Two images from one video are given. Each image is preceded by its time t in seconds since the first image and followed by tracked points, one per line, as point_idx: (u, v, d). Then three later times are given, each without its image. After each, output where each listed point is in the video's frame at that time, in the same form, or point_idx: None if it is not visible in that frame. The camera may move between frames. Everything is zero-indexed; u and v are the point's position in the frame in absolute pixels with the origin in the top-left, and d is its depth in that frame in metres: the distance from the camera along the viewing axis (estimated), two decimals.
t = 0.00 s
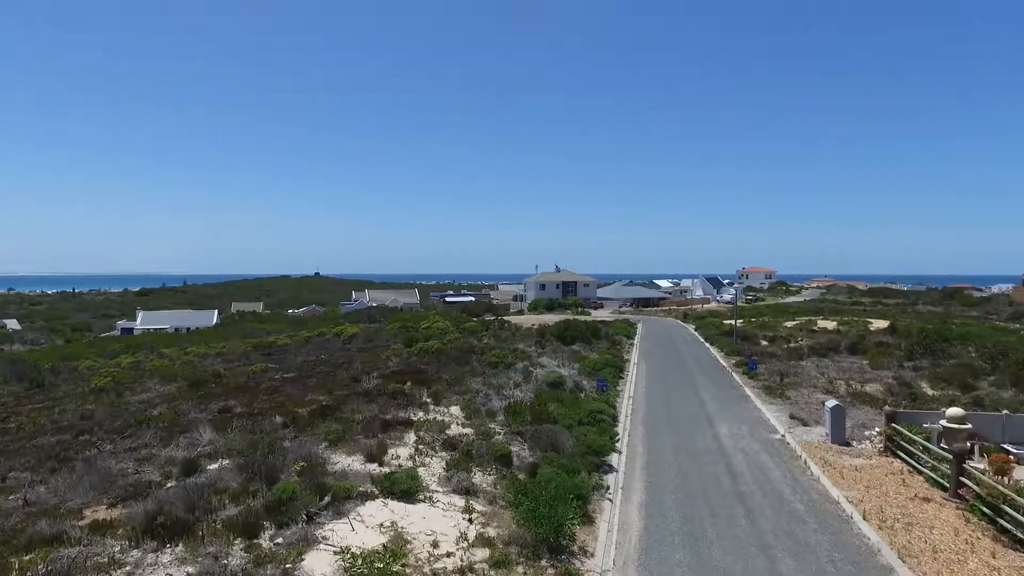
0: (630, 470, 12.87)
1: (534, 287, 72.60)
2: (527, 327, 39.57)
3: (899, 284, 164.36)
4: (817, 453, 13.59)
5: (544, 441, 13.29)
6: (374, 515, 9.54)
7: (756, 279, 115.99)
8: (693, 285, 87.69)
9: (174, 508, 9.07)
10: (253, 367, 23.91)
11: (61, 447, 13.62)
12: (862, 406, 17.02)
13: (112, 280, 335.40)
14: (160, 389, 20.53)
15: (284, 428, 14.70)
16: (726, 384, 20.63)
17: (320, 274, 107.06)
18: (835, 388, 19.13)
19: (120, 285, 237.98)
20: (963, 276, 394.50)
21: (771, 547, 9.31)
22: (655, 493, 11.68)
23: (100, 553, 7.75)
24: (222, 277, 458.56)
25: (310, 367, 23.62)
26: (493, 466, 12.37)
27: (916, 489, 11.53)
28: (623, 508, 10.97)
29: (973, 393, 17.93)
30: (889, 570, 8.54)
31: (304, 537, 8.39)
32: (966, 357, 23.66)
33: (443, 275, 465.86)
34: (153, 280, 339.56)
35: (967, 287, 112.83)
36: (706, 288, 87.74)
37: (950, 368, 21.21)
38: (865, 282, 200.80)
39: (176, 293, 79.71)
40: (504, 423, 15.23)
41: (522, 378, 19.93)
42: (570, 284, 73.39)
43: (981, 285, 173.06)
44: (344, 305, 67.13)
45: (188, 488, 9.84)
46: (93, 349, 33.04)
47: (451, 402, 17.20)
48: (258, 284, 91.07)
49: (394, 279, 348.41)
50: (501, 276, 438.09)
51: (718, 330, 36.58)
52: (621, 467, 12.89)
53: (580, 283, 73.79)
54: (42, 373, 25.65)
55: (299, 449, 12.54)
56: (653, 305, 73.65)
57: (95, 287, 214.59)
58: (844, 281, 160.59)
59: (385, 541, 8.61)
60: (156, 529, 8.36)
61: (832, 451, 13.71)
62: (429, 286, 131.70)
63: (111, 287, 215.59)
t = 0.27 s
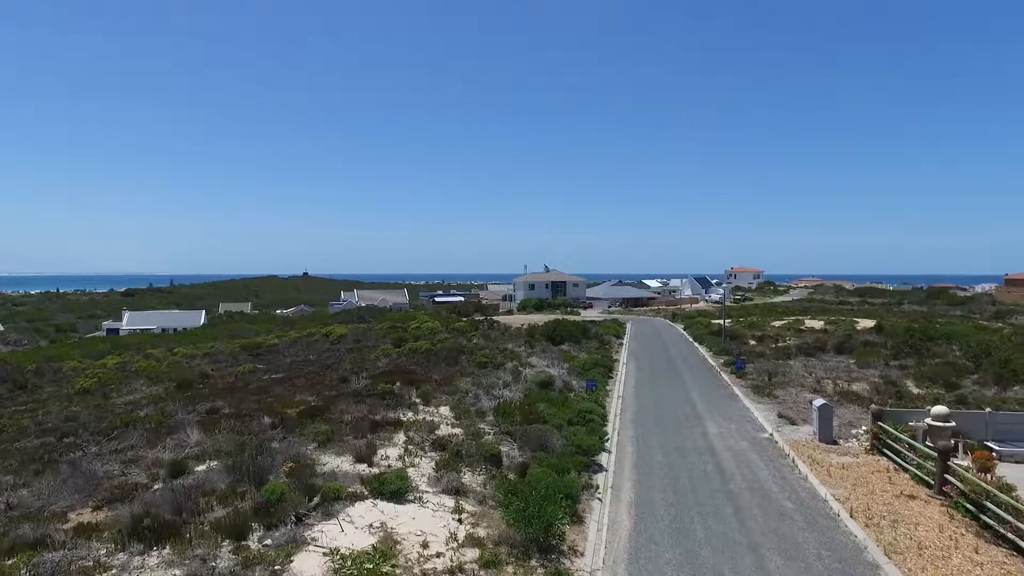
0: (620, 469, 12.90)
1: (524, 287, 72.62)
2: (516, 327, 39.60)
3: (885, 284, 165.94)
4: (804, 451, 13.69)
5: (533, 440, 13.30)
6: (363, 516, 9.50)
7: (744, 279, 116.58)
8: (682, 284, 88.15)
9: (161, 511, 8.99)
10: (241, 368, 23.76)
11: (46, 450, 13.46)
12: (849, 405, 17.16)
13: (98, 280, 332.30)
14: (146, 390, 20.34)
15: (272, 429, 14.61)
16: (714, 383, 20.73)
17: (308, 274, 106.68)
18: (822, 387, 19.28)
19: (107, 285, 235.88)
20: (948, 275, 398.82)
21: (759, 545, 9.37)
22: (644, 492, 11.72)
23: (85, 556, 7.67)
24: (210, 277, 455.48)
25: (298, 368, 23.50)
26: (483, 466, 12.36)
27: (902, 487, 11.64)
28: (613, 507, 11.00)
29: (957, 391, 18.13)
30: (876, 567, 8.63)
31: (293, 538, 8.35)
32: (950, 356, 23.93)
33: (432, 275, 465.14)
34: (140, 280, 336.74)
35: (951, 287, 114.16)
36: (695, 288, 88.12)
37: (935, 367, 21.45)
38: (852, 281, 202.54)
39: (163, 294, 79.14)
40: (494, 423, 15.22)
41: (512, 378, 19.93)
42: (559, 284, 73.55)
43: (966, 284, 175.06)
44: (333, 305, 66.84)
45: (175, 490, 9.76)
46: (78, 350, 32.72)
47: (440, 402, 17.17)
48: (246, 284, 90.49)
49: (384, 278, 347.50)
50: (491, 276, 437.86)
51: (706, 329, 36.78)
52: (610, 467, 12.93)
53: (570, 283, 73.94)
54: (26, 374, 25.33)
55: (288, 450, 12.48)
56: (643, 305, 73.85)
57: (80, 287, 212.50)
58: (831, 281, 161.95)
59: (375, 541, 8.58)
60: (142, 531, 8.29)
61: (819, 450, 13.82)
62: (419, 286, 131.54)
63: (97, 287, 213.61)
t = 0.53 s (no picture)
0: (608, 468, 12.93)
1: (513, 287, 72.62)
2: (505, 327, 39.61)
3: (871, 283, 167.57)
4: (791, 450, 13.78)
5: (522, 440, 13.30)
6: (351, 516, 9.46)
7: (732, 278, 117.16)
8: (670, 284, 88.56)
9: (146, 513, 8.90)
10: (227, 368, 23.58)
11: (28, 452, 13.29)
12: (835, 404, 17.32)
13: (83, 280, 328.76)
14: (131, 392, 20.13)
15: (259, 430, 14.52)
16: (701, 382, 20.85)
17: (296, 274, 106.18)
18: (808, 386, 19.44)
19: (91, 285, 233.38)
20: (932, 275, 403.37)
21: (746, 543, 9.43)
22: (632, 491, 11.75)
23: (68, 560, 7.58)
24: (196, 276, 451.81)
25: (285, 368, 23.37)
26: (472, 466, 12.35)
27: (887, 484, 11.75)
28: (601, 506, 11.03)
29: (941, 389, 18.36)
30: (860, 563, 8.71)
31: (280, 540, 8.30)
32: (934, 355, 24.22)
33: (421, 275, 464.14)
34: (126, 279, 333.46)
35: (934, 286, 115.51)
36: (683, 288, 88.46)
37: (919, 365, 21.69)
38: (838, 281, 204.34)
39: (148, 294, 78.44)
40: (482, 423, 15.21)
41: (500, 378, 19.92)
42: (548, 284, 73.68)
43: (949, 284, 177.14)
44: (321, 305, 66.53)
45: (160, 492, 9.67)
46: (61, 351, 32.33)
47: (429, 402, 17.13)
48: (232, 284, 89.84)
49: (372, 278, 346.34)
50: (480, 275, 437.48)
51: (693, 329, 36.99)
52: (598, 466, 12.96)
53: (558, 283, 74.06)
54: (7, 376, 24.99)
55: (275, 451, 12.40)
56: (631, 305, 74.00)
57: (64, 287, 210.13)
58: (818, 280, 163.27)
59: (363, 542, 8.55)
60: (127, 534, 8.20)
61: (805, 448, 13.93)
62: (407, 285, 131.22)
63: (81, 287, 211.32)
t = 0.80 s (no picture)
0: (598, 467, 12.97)
1: (503, 286, 72.60)
2: (494, 326, 39.62)
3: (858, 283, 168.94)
4: (779, 448, 13.87)
5: (511, 440, 13.30)
6: (340, 517, 9.41)
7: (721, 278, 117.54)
8: (659, 284, 88.93)
9: (133, 515, 8.82)
10: (216, 369, 23.43)
11: (12, 454, 13.13)
12: (822, 402, 17.45)
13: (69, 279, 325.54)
14: (117, 393, 19.95)
15: (248, 431, 14.43)
16: (690, 381, 20.94)
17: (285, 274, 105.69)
18: (796, 384, 19.58)
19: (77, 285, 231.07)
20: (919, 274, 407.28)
21: (735, 541, 9.48)
22: (622, 490, 11.78)
23: (53, 564, 7.49)
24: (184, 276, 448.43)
25: (274, 369, 23.25)
26: (461, 466, 12.33)
27: (874, 481, 11.86)
28: (591, 505, 11.05)
29: (926, 387, 18.55)
30: (848, 560, 8.78)
31: (269, 541, 8.25)
32: (919, 353, 24.47)
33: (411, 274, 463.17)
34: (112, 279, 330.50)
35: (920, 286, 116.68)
36: (672, 288, 88.73)
37: (904, 364, 21.90)
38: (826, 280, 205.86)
39: (135, 294, 77.80)
40: (472, 423, 15.19)
41: (490, 377, 19.90)
42: (537, 284, 73.69)
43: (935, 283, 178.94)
44: (310, 305, 66.24)
45: (147, 493, 9.58)
46: (45, 352, 31.96)
47: (418, 402, 17.09)
48: (220, 284, 89.31)
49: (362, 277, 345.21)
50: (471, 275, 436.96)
51: (682, 328, 37.16)
52: (588, 465, 12.98)
53: (548, 283, 74.17)
54: None
55: (264, 452, 12.32)
56: (620, 304, 74.06)
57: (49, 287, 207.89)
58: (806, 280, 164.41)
59: (352, 543, 8.51)
60: (113, 537, 8.12)
61: (793, 446, 14.01)
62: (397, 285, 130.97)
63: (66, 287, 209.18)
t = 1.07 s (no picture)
0: (586, 466, 12.99)
1: (492, 286, 72.61)
2: (483, 326, 39.63)
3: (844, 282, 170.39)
4: (766, 446, 13.96)
5: (500, 439, 13.29)
6: (328, 518, 9.36)
7: (709, 277, 117.89)
8: (647, 283, 89.29)
9: (117, 518, 8.72)
10: (202, 369, 23.23)
11: None
12: (809, 400, 17.58)
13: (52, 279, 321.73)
14: (101, 393, 19.73)
15: (234, 431, 14.32)
16: (678, 380, 21.02)
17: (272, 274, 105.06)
18: (783, 383, 19.71)
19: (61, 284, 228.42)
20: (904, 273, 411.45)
21: (723, 539, 9.53)
22: (611, 489, 11.80)
23: (35, 567, 7.39)
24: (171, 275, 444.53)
25: (261, 369, 23.08)
26: (450, 466, 12.29)
27: (859, 478, 11.96)
28: (580, 504, 11.07)
29: (910, 385, 18.75)
30: (834, 556, 8.84)
31: (256, 542, 8.19)
32: (904, 351, 24.73)
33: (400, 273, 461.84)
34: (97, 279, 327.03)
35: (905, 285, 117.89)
36: (661, 288, 89.03)
37: (889, 362, 22.11)
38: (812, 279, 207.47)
39: (120, 294, 77.04)
40: (460, 422, 15.16)
41: (479, 377, 19.88)
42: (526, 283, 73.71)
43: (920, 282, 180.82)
44: (297, 305, 65.87)
45: (132, 495, 9.48)
46: (28, 352, 31.57)
47: (406, 402, 17.03)
48: (207, 284, 88.63)
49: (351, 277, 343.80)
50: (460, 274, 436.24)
51: (670, 327, 37.37)
52: (576, 464, 13.00)
53: (536, 282, 74.25)
54: None
55: (251, 452, 12.23)
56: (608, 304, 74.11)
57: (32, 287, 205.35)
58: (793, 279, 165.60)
59: (340, 543, 8.47)
60: (97, 539, 8.03)
61: (780, 444, 14.10)
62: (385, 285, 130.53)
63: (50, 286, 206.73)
